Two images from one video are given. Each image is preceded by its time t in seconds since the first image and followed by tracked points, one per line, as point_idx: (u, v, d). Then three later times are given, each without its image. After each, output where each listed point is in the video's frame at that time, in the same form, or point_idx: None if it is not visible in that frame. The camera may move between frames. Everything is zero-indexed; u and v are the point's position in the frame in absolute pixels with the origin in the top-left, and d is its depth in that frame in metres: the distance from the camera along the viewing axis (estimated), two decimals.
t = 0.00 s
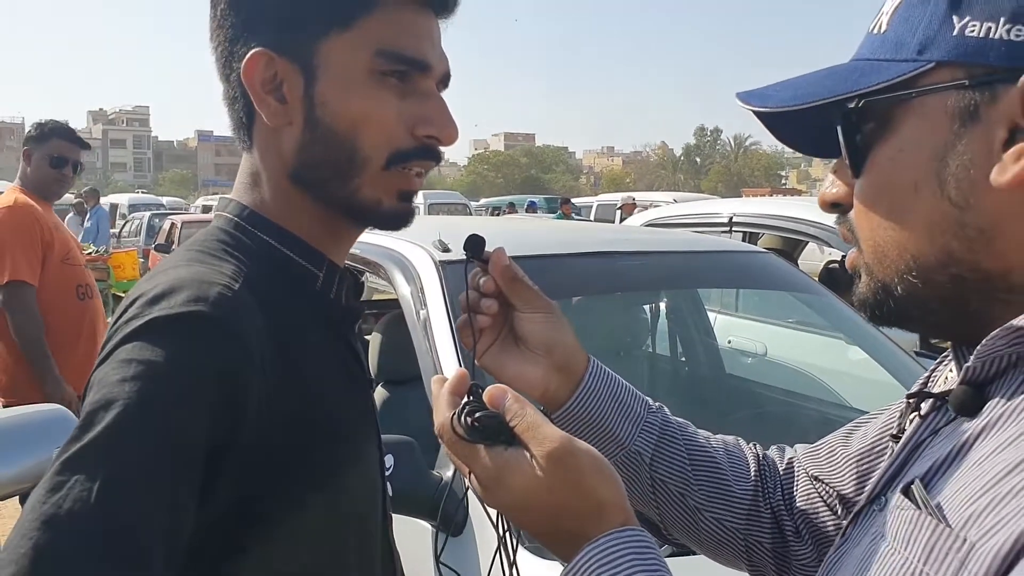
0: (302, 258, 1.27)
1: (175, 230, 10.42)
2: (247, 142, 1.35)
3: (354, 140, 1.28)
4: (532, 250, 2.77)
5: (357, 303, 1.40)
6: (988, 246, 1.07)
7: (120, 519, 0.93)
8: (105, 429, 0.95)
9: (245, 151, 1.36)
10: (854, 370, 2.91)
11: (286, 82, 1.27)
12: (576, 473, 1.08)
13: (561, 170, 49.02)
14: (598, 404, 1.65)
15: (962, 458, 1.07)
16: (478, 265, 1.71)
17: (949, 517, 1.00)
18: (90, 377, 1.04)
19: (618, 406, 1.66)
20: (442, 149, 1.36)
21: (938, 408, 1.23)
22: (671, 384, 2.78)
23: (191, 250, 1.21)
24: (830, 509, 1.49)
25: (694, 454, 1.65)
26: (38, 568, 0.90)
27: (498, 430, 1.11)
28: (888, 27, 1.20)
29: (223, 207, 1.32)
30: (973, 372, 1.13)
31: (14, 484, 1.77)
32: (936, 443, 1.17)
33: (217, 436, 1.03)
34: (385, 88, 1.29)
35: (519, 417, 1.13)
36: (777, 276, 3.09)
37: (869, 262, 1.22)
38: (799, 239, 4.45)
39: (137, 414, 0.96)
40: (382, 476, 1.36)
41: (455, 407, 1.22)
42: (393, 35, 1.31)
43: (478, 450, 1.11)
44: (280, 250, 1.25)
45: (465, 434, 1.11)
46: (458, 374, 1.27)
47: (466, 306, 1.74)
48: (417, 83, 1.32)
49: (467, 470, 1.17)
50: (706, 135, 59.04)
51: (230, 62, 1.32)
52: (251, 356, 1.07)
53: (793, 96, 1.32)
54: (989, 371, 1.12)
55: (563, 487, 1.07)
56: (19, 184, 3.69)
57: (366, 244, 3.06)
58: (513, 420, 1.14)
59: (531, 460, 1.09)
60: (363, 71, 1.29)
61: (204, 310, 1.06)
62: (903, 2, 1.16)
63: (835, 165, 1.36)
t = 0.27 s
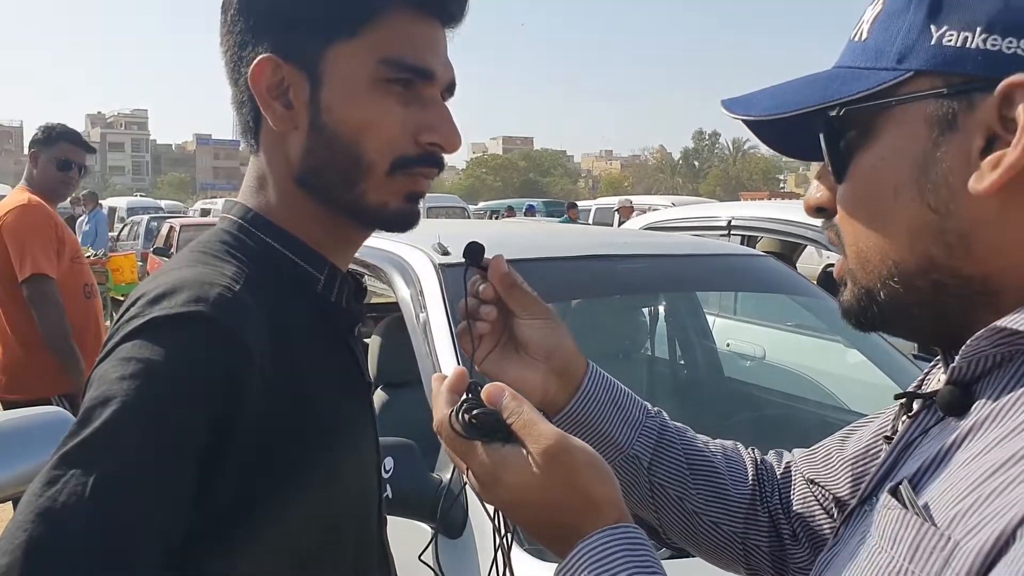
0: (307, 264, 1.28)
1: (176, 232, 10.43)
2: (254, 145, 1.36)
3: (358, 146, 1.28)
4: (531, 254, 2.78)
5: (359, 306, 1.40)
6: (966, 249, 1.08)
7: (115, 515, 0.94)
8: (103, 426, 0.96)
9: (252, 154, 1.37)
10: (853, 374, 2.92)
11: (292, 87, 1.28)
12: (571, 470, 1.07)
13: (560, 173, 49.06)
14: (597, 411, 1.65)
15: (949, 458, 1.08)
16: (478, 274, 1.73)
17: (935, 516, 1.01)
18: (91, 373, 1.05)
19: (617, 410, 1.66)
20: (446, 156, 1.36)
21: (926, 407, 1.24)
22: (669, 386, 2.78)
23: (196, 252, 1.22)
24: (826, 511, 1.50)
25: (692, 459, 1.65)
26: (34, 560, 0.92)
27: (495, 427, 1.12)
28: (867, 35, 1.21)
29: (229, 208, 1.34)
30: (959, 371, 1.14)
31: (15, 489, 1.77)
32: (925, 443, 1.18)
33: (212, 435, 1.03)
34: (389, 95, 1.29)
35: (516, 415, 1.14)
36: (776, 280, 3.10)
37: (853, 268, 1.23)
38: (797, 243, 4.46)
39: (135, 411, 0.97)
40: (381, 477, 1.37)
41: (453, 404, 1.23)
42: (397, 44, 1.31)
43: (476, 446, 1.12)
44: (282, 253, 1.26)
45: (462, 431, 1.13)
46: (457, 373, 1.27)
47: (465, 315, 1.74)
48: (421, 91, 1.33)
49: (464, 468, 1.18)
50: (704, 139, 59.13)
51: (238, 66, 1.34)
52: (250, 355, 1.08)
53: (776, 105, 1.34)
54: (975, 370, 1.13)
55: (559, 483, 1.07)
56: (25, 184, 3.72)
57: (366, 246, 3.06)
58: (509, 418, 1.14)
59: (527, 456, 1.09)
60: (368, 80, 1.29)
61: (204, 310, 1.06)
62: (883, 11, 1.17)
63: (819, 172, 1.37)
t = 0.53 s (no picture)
0: (314, 269, 1.29)
1: (175, 235, 10.44)
2: (260, 149, 1.37)
3: (364, 150, 1.29)
4: (531, 258, 2.78)
5: (364, 311, 1.40)
6: (952, 260, 1.09)
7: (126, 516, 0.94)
8: (115, 428, 0.96)
9: (259, 156, 1.38)
10: (853, 379, 2.92)
11: (299, 92, 1.29)
12: (565, 474, 1.08)
13: (559, 177, 49.13)
14: (597, 416, 1.66)
15: (939, 462, 1.09)
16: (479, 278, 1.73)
17: (923, 520, 1.02)
18: (101, 375, 1.05)
19: (616, 415, 1.67)
20: (450, 160, 1.37)
21: (917, 411, 1.26)
22: (669, 391, 2.79)
23: (205, 255, 1.22)
24: (822, 515, 1.49)
25: (689, 463, 1.65)
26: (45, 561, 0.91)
27: (495, 432, 1.13)
28: (852, 48, 1.21)
29: (235, 211, 1.34)
30: (948, 379, 1.16)
31: (20, 491, 1.79)
32: (915, 446, 1.19)
33: (219, 436, 1.03)
34: (394, 99, 1.30)
35: (514, 420, 1.14)
36: (775, 284, 3.11)
37: (843, 279, 1.24)
38: (797, 248, 4.48)
39: (145, 412, 0.97)
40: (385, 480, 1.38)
41: (453, 408, 1.23)
42: (401, 49, 1.32)
43: (474, 451, 1.12)
44: (288, 256, 1.26)
45: (461, 437, 1.12)
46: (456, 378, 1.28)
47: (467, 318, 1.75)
48: (426, 96, 1.34)
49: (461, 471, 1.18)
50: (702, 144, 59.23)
51: (246, 72, 1.35)
52: (256, 356, 1.08)
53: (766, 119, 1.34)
54: (963, 377, 1.14)
55: (555, 488, 1.08)
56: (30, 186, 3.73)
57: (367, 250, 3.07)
58: (508, 423, 1.14)
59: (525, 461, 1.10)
60: (373, 85, 1.30)
61: (214, 313, 1.07)
62: (868, 26, 1.17)
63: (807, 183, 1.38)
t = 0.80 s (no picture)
0: (323, 269, 1.29)
1: (175, 236, 10.45)
2: (271, 151, 1.38)
3: (371, 151, 1.29)
4: (532, 261, 2.79)
5: (371, 315, 1.41)
6: (949, 267, 1.10)
7: (131, 515, 0.94)
8: (122, 426, 0.96)
9: (269, 159, 1.39)
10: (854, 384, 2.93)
11: (306, 95, 1.30)
12: (567, 479, 1.08)
13: (558, 181, 49.17)
14: (598, 421, 1.66)
15: (937, 467, 1.09)
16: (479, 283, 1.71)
17: (921, 525, 1.02)
18: (109, 375, 1.05)
19: (616, 420, 1.67)
20: (457, 160, 1.38)
21: (915, 418, 1.26)
22: (670, 396, 2.79)
23: (214, 256, 1.23)
24: (820, 521, 1.50)
25: (689, 469, 1.66)
26: (52, 561, 0.92)
27: (496, 436, 1.13)
28: (851, 57, 1.22)
29: (244, 213, 1.35)
30: (945, 386, 1.16)
31: (31, 491, 1.79)
32: (913, 450, 1.20)
33: (223, 437, 1.03)
34: (402, 101, 1.31)
35: (514, 426, 1.15)
36: (775, 289, 3.12)
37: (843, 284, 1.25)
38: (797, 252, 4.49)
39: (152, 411, 0.97)
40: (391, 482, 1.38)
41: (455, 413, 1.23)
42: (407, 51, 1.33)
43: (477, 456, 1.13)
44: (298, 257, 1.27)
45: (462, 441, 1.14)
46: (458, 383, 1.28)
47: (469, 323, 1.73)
48: (433, 96, 1.35)
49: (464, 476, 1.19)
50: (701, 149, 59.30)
51: (255, 75, 1.36)
52: (261, 358, 1.09)
53: (766, 127, 1.35)
54: (959, 383, 1.15)
55: (556, 493, 1.08)
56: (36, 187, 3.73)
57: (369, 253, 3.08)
58: (509, 428, 1.15)
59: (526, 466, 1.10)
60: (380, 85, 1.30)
61: (223, 314, 1.07)
62: (865, 34, 1.18)
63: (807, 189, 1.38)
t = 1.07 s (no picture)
0: (321, 275, 1.29)
1: (178, 241, 10.46)
2: (278, 152, 1.40)
3: (367, 155, 1.30)
4: (535, 267, 2.79)
5: (370, 321, 1.41)
6: (955, 278, 1.11)
7: (129, 526, 0.94)
8: (119, 436, 0.97)
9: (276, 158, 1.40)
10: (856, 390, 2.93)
11: (312, 93, 1.31)
12: (575, 488, 1.09)
13: (559, 186, 49.20)
14: (601, 435, 1.67)
15: (934, 475, 1.10)
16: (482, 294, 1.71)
17: (919, 533, 1.03)
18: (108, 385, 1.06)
19: (618, 431, 1.68)
20: (455, 169, 1.38)
21: (913, 426, 1.27)
22: (671, 402, 2.80)
23: (214, 265, 1.24)
24: (821, 531, 1.50)
25: (691, 479, 1.66)
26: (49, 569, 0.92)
27: (500, 445, 1.13)
28: (858, 64, 1.22)
29: (246, 220, 1.36)
30: (943, 395, 1.18)
31: (32, 495, 1.78)
32: (912, 459, 1.20)
33: (224, 448, 1.04)
34: (403, 107, 1.32)
35: (520, 435, 1.15)
36: (777, 295, 3.12)
37: (844, 289, 1.24)
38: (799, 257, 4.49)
39: (148, 422, 0.98)
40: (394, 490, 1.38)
41: (459, 423, 1.23)
42: (414, 59, 1.33)
43: (480, 466, 1.13)
44: (299, 266, 1.27)
45: (467, 450, 1.13)
46: (463, 392, 1.28)
47: (470, 334, 1.73)
48: (438, 106, 1.35)
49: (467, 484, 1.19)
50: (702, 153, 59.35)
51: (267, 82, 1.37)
52: (259, 368, 1.09)
53: (767, 133, 1.36)
54: (957, 393, 1.16)
55: (564, 503, 1.09)
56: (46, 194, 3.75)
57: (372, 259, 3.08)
58: (514, 438, 1.15)
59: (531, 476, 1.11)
60: (384, 92, 1.31)
61: (219, 322, 1.08)
62: (875, 40, 1.18)
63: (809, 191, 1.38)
